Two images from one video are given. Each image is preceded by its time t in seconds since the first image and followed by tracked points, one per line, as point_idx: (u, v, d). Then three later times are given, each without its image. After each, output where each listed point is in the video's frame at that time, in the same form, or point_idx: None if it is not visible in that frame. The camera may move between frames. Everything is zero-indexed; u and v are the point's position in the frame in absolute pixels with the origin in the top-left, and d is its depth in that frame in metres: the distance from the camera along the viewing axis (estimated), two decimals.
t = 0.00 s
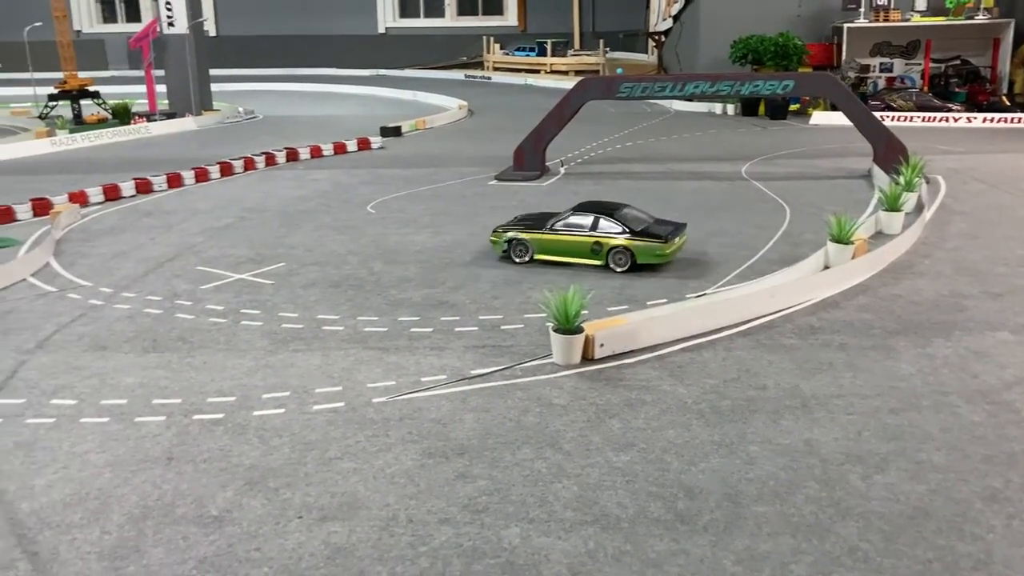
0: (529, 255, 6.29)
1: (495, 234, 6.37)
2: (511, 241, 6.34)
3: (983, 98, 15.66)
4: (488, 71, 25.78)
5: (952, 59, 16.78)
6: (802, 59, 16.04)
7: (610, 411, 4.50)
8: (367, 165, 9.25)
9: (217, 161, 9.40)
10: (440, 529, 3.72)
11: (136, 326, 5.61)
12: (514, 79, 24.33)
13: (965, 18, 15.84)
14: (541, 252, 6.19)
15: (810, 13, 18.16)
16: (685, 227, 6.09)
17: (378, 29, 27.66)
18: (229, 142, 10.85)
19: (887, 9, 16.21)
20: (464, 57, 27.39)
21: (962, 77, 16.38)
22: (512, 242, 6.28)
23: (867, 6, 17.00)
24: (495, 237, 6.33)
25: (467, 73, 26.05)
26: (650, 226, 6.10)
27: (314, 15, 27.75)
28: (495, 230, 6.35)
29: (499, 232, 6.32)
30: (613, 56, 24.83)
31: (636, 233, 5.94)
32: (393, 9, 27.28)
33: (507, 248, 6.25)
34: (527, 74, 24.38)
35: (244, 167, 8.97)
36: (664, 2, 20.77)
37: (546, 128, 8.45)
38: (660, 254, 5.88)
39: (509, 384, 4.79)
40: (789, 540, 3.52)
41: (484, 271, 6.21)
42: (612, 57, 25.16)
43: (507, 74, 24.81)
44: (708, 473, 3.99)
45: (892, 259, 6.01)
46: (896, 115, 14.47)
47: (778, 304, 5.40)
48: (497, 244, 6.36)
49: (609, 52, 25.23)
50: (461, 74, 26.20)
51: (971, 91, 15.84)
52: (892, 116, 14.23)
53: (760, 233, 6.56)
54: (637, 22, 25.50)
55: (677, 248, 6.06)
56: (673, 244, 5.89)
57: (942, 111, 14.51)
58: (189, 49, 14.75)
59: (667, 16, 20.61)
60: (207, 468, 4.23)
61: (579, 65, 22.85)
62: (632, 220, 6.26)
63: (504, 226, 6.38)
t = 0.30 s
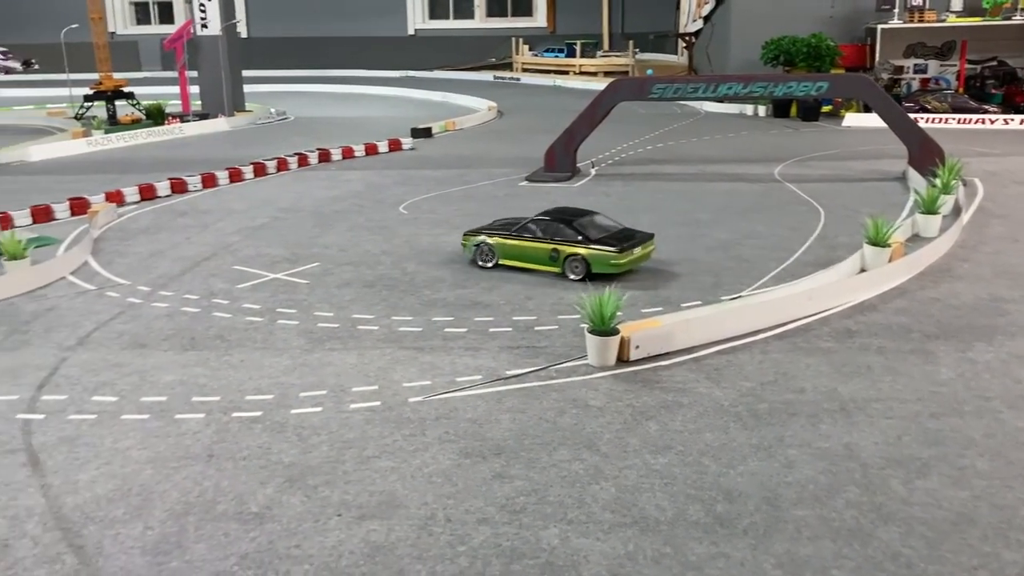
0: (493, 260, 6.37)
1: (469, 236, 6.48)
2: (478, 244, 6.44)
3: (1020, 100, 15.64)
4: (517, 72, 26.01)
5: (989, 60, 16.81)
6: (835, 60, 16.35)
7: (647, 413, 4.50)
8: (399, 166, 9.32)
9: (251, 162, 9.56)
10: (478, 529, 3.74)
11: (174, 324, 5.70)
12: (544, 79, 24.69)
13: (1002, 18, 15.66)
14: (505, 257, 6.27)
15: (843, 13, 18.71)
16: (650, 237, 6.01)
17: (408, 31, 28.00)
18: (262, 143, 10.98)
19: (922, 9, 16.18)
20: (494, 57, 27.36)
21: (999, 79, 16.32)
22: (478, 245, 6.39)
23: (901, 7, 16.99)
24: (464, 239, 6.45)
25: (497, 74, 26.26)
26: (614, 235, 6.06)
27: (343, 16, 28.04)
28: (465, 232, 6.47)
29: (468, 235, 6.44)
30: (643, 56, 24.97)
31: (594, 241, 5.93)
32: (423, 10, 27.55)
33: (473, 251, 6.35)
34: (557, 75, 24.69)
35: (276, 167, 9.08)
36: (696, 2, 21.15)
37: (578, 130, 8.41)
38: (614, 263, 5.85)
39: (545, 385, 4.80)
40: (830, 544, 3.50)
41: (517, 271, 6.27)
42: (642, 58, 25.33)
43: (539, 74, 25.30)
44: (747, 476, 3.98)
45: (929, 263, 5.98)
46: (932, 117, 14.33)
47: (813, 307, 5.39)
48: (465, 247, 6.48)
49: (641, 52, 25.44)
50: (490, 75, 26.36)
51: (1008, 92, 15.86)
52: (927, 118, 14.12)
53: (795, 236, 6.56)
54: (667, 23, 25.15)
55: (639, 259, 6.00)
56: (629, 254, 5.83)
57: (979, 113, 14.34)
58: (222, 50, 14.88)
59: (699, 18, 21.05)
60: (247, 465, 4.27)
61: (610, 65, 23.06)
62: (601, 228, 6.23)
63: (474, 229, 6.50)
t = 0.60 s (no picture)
0: (455, 258, 6.60)
1: (439, 234, 6.75)
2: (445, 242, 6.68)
3: None
4: (547, 72, 26.24)
5: None
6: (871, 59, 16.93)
7: (686, 414, 4.49)
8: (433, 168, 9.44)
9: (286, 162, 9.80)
10: (519, 528, 3.73)
11: (213, 323, 5.79)
12: (576, 80, 24.95)
13: None
14: (463, 255, 6.48)
15: (878, 12, 19.24)
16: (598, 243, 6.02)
17: (440, 31, 28.50)
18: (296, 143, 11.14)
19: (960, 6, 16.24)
20: (524, 57, 27.91)
21: None
22: (443, 242, 6.63)
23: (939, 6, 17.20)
24: (434, 236, 6.71)
25: (528, 74, 26.49)
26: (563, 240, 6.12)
27: (376, 17, 28.74)
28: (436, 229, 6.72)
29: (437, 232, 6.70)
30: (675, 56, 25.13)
31: (538, 245, 6.02)
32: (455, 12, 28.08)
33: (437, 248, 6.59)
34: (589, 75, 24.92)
35: (310, 167, 9.39)
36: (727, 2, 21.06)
37: (611, 129, 8.75)
38: (553, 268, 5.94)
39: (583, 386, 4.80)
40: (877, 548, 3.46)
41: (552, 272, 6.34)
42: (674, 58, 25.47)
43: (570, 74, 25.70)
44: (790, 478, 3.95)
45: (971, 265, 5.97)
46: (971, 117, 14.16)
47: (853, 309, 5.39)
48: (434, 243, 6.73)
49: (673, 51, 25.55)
50: (522, 75, 26.60)
51: None
52: (966, 117, 13.97)
53: (833, 238, 6.57)
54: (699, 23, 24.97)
55: (582, 266, 6.05)
56: (570, 260, 5.90)
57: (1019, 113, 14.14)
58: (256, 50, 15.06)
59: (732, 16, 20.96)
60: (289, 462, 4.31)
61: (641, 65, 23.29)
62: (556, 233, 6.32)
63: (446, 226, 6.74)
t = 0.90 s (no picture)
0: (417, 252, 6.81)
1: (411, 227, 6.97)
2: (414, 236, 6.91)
3: None
4: (577, 72, 26.30)
5: None
6: (907, 58, 16.82)
7: (726, 416, 4.47)
8: (466, 169, 9.49)
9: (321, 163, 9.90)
10: (561, 528, 3.74)
11: (252, 321, 5.88)
12: (606, 79, 24.93)
13: None
14: (421, 250, 6.68)
15: (916, 10, 19.18)
16: (531, 248, 6.09)
17: (470, 32, 28.67)
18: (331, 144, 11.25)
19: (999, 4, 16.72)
20: (555, 57, 28.05)
21: None
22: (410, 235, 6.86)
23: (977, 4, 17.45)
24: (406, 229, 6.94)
25: (558, 74, 26.56)
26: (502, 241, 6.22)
27: (407, 16, 28.91)
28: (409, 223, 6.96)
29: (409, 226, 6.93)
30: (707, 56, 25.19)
31: (472, 244, 6.14)
32: (486, 12, 28.28)
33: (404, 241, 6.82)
34: (620, 74, 24.96)
35: (345, 167, 9.47)
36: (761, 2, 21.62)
37: (645, 129, 8.73)
38: (481, 268, 6.06)
39: (620, 386, 4.81)
40: (924, 551, 3.43)
41: (587, 273, 6.35)
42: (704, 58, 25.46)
43: (599, 75, 25.56)
44: (832, 480, 3.92)
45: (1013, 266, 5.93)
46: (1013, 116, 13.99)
47: (893, 310, 5.37)
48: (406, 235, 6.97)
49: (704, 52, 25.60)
50: (552, 75, 26.65)
51: None
52: (1006, 116, 13.81)
53: (872, 239, 6.55)
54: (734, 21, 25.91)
55: (512, 267, 6.12)
56: (497, 262, 6.01)
57: None
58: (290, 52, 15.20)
59: (767, 15, 21.30)
60: (330, 460, 4.35)
61: (672, 64, 23.25)
62: (501, 234, 6.41)
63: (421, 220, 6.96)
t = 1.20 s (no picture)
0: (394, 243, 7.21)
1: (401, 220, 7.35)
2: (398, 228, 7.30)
3: None
4: (605, 72, 26.26)
5: None
6: (942, 55, 16.60)
7: (764, 418, 4.45)
8: (496, 169, 9.53)
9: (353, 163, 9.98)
10: (599, 529, 3.73)
11: (288, 321, 5.94)
12: (634, 79, 24.84)
13: None
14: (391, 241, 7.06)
15: (952, 8, 18.96)
16: (459, 246, 6.30)
17: (499, 32, 28.74)
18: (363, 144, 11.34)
19: None
20: (584, 57, 28.13)
21: None
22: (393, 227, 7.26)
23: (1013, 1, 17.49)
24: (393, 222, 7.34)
25: (586, 74, 26.55)
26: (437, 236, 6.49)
27: (434, 17, 29.03)
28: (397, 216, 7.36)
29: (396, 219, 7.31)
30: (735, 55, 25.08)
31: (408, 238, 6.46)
32: (514, 12, 28.35)
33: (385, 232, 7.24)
34: (648, 74, 24.90)
35: (376, 168, 9.54)
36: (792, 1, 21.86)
37: (677, 129, 8.71)
38: (409, 261, 6.38)
39: (656, 387, 4.80)
40: (969, 557, 3.39)
41: (620, 273, 6.35)
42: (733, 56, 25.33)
43: (627, 74, 25.48)
44: (874, 483, 3.89)
45: None
46: None
47: (933, 311, 5.33)
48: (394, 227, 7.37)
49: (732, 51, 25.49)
50: (581, 75, 26.62)
51: None
52: None
53: (909, 239, 6.48)
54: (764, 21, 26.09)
55: (437, 263, 6.35)
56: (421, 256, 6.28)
57: None
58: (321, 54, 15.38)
59: (798, 15, 21.49)
60: (368, 459, 4.38)
61: (701, 63, 23.17)
62: (447, 231, 6.63)
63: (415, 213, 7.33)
